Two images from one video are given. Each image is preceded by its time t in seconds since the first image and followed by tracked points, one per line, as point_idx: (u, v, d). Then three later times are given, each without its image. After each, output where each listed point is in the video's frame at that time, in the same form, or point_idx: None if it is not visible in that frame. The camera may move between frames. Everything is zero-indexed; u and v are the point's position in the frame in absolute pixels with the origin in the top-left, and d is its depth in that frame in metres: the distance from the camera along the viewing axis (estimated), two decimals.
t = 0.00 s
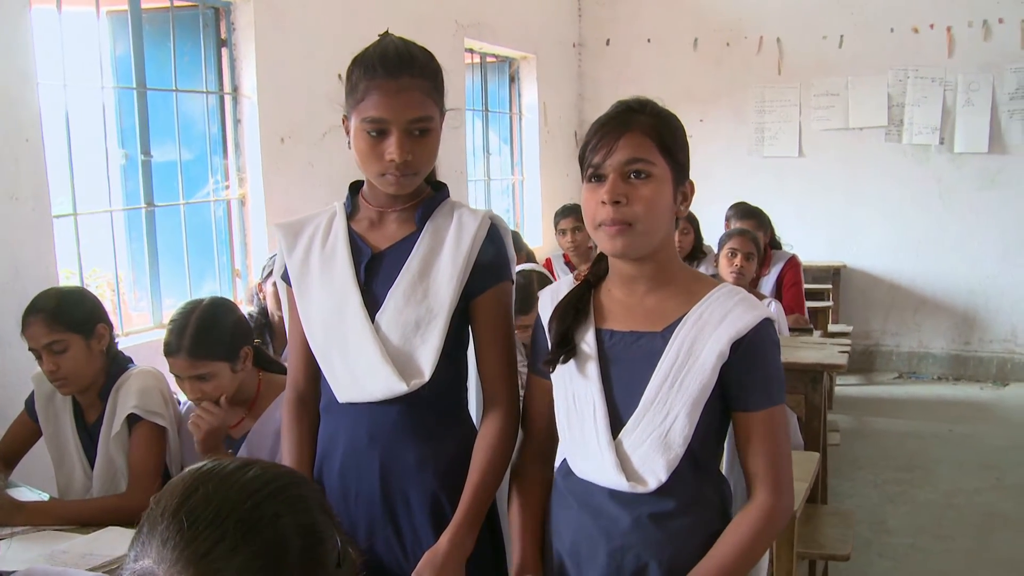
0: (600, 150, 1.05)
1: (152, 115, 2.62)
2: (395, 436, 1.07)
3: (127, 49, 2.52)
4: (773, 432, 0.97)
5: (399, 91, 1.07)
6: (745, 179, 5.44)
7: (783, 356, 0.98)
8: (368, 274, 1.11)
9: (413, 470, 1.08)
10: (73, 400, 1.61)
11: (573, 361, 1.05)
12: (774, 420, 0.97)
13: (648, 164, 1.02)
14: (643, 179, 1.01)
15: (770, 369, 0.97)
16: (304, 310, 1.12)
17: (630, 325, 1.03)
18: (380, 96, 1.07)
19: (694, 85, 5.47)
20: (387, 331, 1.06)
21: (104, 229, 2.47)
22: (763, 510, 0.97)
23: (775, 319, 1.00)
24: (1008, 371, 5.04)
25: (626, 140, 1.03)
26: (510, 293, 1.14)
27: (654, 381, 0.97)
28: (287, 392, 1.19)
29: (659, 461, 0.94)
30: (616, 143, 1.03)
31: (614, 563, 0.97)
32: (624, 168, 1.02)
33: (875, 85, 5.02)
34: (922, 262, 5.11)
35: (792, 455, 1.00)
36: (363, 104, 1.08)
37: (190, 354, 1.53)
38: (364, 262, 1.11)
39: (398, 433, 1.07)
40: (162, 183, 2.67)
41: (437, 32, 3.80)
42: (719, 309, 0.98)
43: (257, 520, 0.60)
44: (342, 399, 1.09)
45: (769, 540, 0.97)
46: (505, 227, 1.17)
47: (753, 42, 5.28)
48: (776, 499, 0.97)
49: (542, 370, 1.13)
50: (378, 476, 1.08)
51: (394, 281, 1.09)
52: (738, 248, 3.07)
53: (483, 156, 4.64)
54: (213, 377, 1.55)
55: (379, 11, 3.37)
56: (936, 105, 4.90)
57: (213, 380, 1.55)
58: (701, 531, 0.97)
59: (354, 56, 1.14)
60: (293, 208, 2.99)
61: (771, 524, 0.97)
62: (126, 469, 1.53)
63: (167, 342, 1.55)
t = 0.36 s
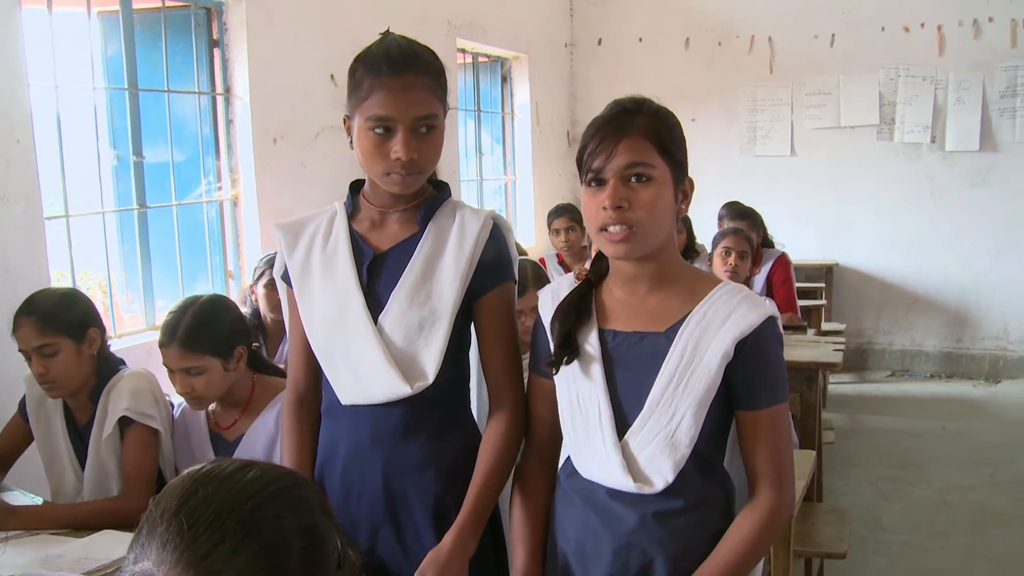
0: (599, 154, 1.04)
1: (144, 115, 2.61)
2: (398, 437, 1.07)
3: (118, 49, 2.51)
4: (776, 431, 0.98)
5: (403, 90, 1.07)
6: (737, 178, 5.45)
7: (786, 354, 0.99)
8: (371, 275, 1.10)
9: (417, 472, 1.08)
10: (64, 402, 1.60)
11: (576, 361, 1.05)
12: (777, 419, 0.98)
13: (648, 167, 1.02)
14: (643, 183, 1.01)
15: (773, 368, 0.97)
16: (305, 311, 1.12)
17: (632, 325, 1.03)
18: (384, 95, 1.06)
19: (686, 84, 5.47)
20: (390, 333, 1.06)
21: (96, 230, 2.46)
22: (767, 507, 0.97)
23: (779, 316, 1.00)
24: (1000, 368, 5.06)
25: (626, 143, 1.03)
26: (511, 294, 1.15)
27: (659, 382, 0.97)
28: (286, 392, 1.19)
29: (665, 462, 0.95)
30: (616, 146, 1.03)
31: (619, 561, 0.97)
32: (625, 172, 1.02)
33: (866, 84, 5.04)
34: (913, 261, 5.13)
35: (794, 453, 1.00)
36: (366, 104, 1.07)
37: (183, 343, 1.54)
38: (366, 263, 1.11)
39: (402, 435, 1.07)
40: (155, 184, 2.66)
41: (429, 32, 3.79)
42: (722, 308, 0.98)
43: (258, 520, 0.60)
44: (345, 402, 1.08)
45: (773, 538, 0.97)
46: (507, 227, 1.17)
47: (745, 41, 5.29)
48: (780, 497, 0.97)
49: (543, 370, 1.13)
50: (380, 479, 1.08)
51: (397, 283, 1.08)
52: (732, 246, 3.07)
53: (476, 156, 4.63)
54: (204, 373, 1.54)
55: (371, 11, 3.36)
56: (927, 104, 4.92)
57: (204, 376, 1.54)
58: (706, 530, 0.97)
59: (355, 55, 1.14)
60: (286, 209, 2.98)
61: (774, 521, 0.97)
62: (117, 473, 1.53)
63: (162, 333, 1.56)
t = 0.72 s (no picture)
0: (608, 156, 1.04)
1: (136, 116, 2.59)
2: (401, 440, 1.06)
3: (110, 50, 2.50)
4: (778, 434, 0.98)
5: (415, 75, 1.07)
6: (728, 179, 5.46)
7: (789, 358, 0.99)
8: (372, 275, 1.10)
9: (419, 475, 1.07)
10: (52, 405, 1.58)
11: (580, 364, 1.06)
12: (780, 423, 0.98)
13: (659, 171, 1.02)
14: (654, 187, 1.02)
15: (777, 372, 0.98)
16: (305, 312, 1.11)
17: (636, 327, 1.04)
18: (396, 80, 1.07)
19: (677, 84, 5.48)
20: (395, 335, 1.06)
21: (87, 232, 2.45)
22: (768, 510, 0.97)
23: (782, 320, 1.00)
24: (991, 369, 5.09)
25: (636, 146, 1.03)
26: (515, 295, 1.15)
27: (662, 384, 0.97)
28: (283, 393, 1.18)
29: (667, 466, 0.95)
30: (627, 150, 1.03)
31: (618, 562, 0.97)
32: (635, 175, 1.02)
33: (857, 85, 5.06)
34: (904, 262, 5.15)
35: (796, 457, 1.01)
36: (376, 89, 1.08)
37: (183, 333, 1.55)
38: (367, 264, 1.10)
39: (406, 439, 1.07)
40: (146, 185, 2.65)
41: (421, 33, 3.78)
42: (727, 311, 0.98)
43: (261, 519, 0.60)
44: (347, 404, 1.08)
45: (773, 541, 0.97)
46: (509, 230, 1.17)
47: (736, 42, 5.30)
48: (780, 501, 0.98)
49: (545, 371, 1.15)
50: (383, 481, 1.07)
51: (400, 284, 1.08)
52: (725, 247, 3.08)
53: (468, 157, 4.63)
54: (201, 365, 1.55)
55: (364, 12, 3.36)
56: (917, 105, 4.95)
57: (201, 367, 1.55)
58: (707, 532, 0.98)
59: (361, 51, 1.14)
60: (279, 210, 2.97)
61: (774, 524, 0.97)
62: (108, 474, 1.52)
63: (163, 323, 1.58)
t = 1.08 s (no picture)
0: (619, 166, 1.03)
1: (127, 114, 2.58)
2: (392, 440, 1.06)
3: (100, 48, 2.48)
4: (778, 439, 0.98)
5: (410, 87, 1.06)
6: (719, 182, 5.48)
7: (791, 365, 1.00)
8: (367, 273, 1.10)
9: (411, 477, 1.07)
10: (42, 405, 1.57)
11: (581, 360, 1.07)
12: (780, 428, 0.98)
13: (671, 183, 1.02)
14: (666, 199, 1.02)
15: (779, 376, 0.98)
16: (298, 308, 1.11)
17: (638, 326, 1.05)
18: (391, 91, 1.06)
19: (669, 87, 5.50)
20: (389, 333, 1.05)
21: (77, 230, 2.44)
22: (764, 516, 0.98)
23: (786, 326, 1.00)
24: (979, 372, 5.12)
25: (648, 158, 1.02)
26: (512, 293, 1.15)
27: (664, 385, 0.97)
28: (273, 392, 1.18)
29: (665, 467, 0.95)
30: (640, 160, 1.02)
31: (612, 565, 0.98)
32: (647, 187, 1.01)
33: (847, 89, 5.08)
34: (894, 265, 5.18)
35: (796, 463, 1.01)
36: (372, 99, 1.06)
37: (186, 327, 1.58)
38: (362, 261, 1.10)
39: (398, 439, 1.06)
40: (137, 184, 2.64)
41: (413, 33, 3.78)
42: (731, 315, 0.99)
43: (262, 519, 0.61)
44: (338, 401, 1.07)
45: (767, 546, 0.98)
46: (505, 228, 1.17)
47: (728, 45, 5.32)
48: (777, 507, 0.99)
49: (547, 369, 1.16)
50: (373, 481, 1.07)
51: (395, 281, 1.08)
52: (717, 250, 3.08)
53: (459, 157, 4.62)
54: (200, 360, 1.57)
55: (357, 12, 3.35)
56: (908, 109, 4.97)
57: (200, 362, 1.57)
58: (701, 535, 0.98)
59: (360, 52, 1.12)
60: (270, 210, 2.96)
61: (770, 531, 0.98)
62: (98, 476, 1.51)
63: (165, 317, 1.61)
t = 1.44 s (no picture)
0: (610, 196, 1.04)
1: (123, 116, 2.58)
2: (384, 442, 1.06)
3: (96, 50, 2.48)
4: (784, 439, 1.01)
5: (395, 104, 1.04)
6: (714, 184, 5.49)
7: (800, 365, 1.02)
8: (363, 277, 1.10)
9: (405, 478, 1.07)
10: (45, 409, 1.56)
11: (591, 355, 1.10)
12: (786, 428, 1.00)
13: (659, 213, 1.02)
14: (654, 230, 1.02)
15: (786, 376, 1.00)
16: (293, 311, 1.11)
17: (646, 326, 1.08)
18: (375, 109, 1.04)
19: (662, 89, 5.51)
20: (384, 337, 1.05)
21: (73, 232, 2.43)
22: (770, 515, 1.00)
23: (793, 327, 1.03)
24: (974, 373, 5.15)
25: (635, 191, 1.02)
26: (511, 299, 1.16)
27: (672, 386, 1.00)
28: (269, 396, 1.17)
29: (673, 467, 0.99)
30: (625, 194, 1.03)
31: (622, 564, 1.02)
32: (635, 219, 1.02)
33: (841, 91, 5.10)
34: (887, 267, 5.19)
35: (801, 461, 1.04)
36: (357, 116, 1.05)
37: (191, 325, 1.58)
38: (358, 265, 1.10)
39: (390, 441, 1.06)
40: (133, 186, 2.63)
41: (408, 35, 3.78)
42: (737, 317, 1.01)
43: (279, 518, 0.62)
44: (333, 405, 1.07)
45: (773, 544, 1.01)
46: (502, 234, 1.17)
47: (722, 47, 5.33)
48: (783, 506, 1.01)
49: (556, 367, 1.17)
50: (368, 483, 1.07)
51: (392, 285, 1.08)
52: (714, 252, 3.09)
53: (453, 159, 4.62)
54: (206, 358, 1.58)
55: (352, 15, 3.34)
56: (902, 111, 4.99)
57: (205, 361, 1.58)
58: (707, 535, 1.02)
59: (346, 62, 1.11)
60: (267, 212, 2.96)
61: (776, 528, 1.01)
62: (103, 476, 1.51)
63: (171, 314, 1.62)
